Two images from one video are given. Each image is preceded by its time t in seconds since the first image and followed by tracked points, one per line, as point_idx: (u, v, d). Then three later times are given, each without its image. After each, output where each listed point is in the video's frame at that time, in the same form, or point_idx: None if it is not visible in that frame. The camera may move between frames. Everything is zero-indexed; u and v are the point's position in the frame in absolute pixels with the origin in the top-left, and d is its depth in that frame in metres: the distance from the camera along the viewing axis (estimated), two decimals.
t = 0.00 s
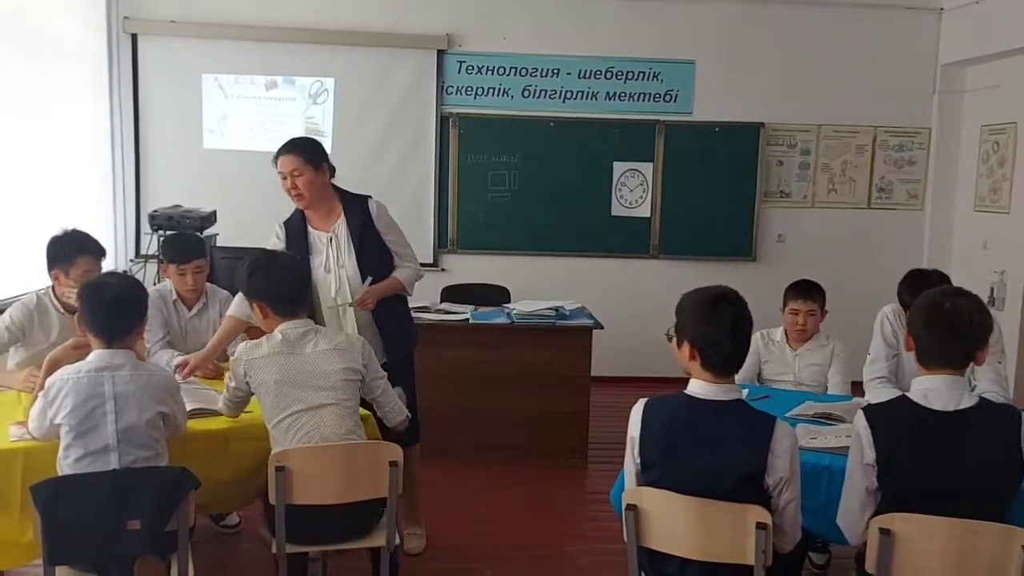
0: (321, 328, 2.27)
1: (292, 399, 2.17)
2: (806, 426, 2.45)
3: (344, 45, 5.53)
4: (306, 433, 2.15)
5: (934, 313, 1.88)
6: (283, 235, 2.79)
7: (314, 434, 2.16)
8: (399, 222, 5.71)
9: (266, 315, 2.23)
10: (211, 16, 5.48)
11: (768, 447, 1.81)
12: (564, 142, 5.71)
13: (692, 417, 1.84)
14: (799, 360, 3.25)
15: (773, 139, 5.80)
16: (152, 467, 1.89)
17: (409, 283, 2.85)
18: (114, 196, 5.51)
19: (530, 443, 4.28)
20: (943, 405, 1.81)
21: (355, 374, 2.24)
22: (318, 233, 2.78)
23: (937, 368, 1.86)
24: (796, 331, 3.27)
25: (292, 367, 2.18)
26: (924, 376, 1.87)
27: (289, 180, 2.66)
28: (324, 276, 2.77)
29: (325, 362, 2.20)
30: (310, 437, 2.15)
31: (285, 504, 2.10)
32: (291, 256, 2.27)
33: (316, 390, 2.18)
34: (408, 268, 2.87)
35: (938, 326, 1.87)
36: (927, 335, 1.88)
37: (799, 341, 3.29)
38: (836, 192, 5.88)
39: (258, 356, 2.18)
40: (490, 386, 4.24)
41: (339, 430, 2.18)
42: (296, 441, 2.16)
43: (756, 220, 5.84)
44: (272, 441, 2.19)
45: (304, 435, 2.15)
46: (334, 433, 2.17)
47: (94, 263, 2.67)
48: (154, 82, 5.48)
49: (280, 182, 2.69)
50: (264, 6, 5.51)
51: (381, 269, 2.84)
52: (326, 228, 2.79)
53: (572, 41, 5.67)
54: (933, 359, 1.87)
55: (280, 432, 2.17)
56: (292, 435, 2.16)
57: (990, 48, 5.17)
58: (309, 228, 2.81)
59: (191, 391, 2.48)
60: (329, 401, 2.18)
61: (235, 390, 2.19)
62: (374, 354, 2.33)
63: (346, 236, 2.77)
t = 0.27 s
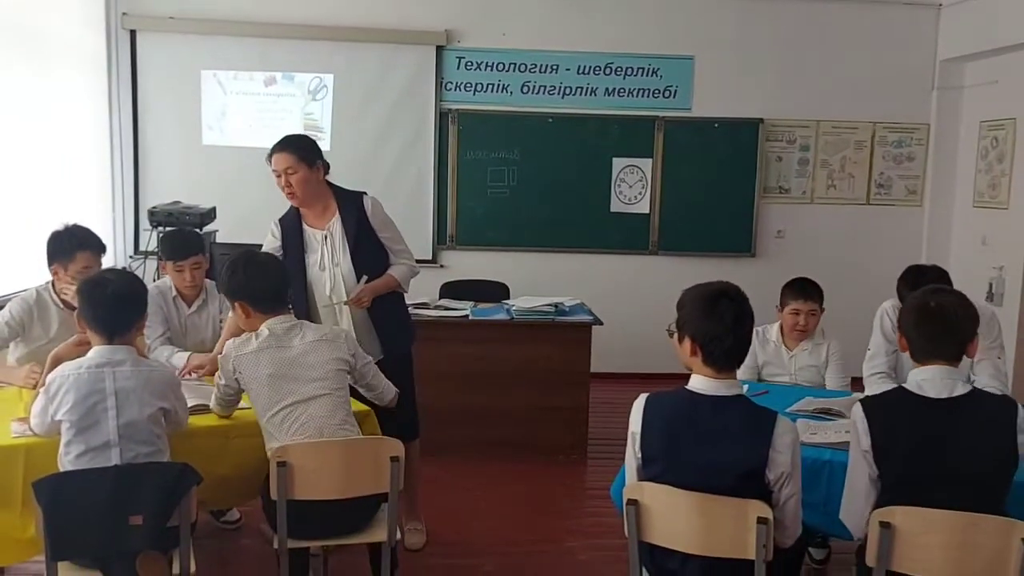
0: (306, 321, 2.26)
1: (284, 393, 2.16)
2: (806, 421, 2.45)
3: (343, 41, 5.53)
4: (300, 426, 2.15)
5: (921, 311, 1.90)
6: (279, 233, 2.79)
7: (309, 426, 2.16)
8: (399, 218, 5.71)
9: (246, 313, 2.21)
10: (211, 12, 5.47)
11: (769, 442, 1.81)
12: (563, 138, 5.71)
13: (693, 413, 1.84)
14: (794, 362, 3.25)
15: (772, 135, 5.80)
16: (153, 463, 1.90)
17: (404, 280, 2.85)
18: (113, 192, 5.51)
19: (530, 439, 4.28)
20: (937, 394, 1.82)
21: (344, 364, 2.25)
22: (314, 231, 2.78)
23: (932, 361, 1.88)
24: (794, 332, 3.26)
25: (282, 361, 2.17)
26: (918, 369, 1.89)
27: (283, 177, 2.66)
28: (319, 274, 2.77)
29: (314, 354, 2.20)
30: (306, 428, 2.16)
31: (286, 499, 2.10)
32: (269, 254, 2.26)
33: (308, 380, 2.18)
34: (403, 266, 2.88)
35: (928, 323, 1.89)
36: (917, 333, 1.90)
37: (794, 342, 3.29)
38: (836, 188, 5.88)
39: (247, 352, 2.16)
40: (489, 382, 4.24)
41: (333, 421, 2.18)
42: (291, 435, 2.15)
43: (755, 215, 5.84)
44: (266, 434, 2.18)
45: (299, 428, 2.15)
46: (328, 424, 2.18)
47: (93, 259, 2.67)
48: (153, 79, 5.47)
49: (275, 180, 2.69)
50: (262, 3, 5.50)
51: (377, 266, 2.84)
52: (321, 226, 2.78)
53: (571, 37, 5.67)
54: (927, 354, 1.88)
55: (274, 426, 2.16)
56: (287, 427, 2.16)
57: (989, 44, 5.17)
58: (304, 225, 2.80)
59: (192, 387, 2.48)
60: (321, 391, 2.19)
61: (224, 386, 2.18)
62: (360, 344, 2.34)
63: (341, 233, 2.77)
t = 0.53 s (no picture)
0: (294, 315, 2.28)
1: (279, 384, 2.17)
2: (805, 416, 2.46)
3: (342, 37, 5.52)
4: (296, 417, 2.17)
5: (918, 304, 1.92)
6: (277, 231, 2.77)
7: (304, 416, 2.17)
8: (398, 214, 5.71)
9: (229, 313, 2.22)
10: (210, 8, 5.47)
11: (768, 436, 1.82)
12: (563, 134, 5.71)
13: (692, 407, 1.85)
14: (792, 361, 3.25)
15: (771, 131, 5.81)
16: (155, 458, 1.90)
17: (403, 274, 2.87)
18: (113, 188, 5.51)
19: (530, 435, 4.29)
20: (933, 385, 1.84)
21: (335, 356, 2.27)
22: (313, 226, 2.77)
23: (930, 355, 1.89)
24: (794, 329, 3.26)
25: (275, 352, 2.18)
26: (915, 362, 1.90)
27: (290, 171, 2.67)
28: (318, 270, 2.75)
29: (307, 346, 2.22)
30: (302, 416, 2.17)
31: (286, 495, 2.10)
32: (251, 254, 2.27)
33: (302, 369, 2.20)
34: (401, 260, 2.89)
35: (924, 316, 1.91)
36: (914, 327, 1.93)
37: (791, 341, 3.29)
38: (835, 183, 5.89)
39: (240, 344, 2.16)
40: (489, 378, 4.25)
41: (327, 410, 2.20)
42: (286, 425, 2.16)
43: (755, 211, 5.84)
44: (261, 425, 2.18)
45: (294, 418, 2.16)
46: (323, 414, 2.19)
47: (93, 256, 2.67)
48: (152, 75, 5.46)
49: (278, 175, 2.70)
50: None
51: (375, 261, 2.84)
52: (319, 221, 2.78)
53: (571, 33, 5.67)
54: (923, 348, 1.90)
55: (270, 415, 2.17)
56: (284, 416, 2.17)
57: (988, 39, 5.17)
58: (302, 221, 2.79)
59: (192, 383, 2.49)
60: (317, 378, 2.20)
61: (218, 378, 2.17)
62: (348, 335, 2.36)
63: (340, 228, 2.77)
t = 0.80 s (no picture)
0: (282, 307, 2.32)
1: (273, 371, 2.19)
2: (805, 411, 2.46)
3: (341, 31, 5.52)
4: (290, 403, 2.19)
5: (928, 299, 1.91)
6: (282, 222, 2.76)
7: (298, 402, 2.20)
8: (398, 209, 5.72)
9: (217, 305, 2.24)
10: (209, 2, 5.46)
11: (767, 430, 1.82)
12: (562, 128, 5.71)
13: (692, 401, 1.85)
14: (790, 358, 3.25)
15: (771, 126, 5.81)
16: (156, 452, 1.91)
17: (407, 271, 2.86)
18: (113, 183, 5.50)
19: (530, 429, 4.30)
20: (930, 380, 1.84)
21: (324, 345, 2.31)
22: (320, 218, 2.77)
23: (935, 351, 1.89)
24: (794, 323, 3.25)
25: (269, 339, 2.21)
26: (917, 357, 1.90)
27: (315, 159, 2.69)
28: (322, 262, 2.75)
29: (298, 335, 2.25)
30: (295, 401, 2.20)
31: (289, 489, 2.10)
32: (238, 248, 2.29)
33: (295, 356, 2.23)
34: (405, 256, 2.88)
35: (933, 311, 1.90)
36: (921, 321, 1.91)
37: (790, 337, 3.29)
38: (835, 178, 5.89)
39: (235, 330, 2.18)
40: (489, 373, 4.26)
41: (319, 397, 2.23)
42: (280, 411, 2.18)
43: (755, 205, 5.85)
44: (253, 411, 2.18)
45: (288, 404, 2.19)
46: (315, 401, 2.22)
47: (91, 251, 2.67)
48: (151, 69, 5.46)
49: (299, 162, 2.70)
50: None
51: (379, 257, 2.84)
52: (326, 215, 2.78)
53: (570, 27, 5.66)
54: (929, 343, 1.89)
55: (264, 401, 2.17)
56: (278, 401, 2.18)
57: (988, 33, 5.17)
58: (309, 213, 2.79)
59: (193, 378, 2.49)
60: (309, 365, 2.24)
61: (211, 365, 2.17)
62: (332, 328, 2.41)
63: (346, 221, 2.77)
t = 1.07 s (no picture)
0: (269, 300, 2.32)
1: (262, 362, 2.19)
2: (802, 406, 2.47)
3: (339, 27, 5.51)
4: (279, 394, 2.19)
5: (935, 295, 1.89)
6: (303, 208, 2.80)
7: (286, 393, 2.21)
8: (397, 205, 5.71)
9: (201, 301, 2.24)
10: None
11: (764, 427, 1.82)
12: (561, 124, 5.70)
13: (689, 397, 1.86)
14: (789, 354, 3.25)
15: (769, 122, 5.80)
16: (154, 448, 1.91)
17: (419, 273, 2.86)
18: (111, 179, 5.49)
19: (528, 425, 4.30)
20: (933, 379, 1.84)
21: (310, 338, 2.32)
22: (337, 210, 2.78)
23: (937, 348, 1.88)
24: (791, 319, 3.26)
25: (258, 330, 2.20)
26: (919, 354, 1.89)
27: (333, 151, 2.69)
28: (334, 254, 2.77)
29: (286, 327, 2.26)
30: (284, 391, 2.21)
31: (287, 481, 2.10)
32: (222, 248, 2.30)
33: (283, 347, 2.23)
34: (420, 258, 2.88)
35: (939, 308, 1.89)
36: (927, 317, 1.90)
37: (789, 334, 3.29)
38: (833, 174, 5.89)
39: (224, 321, 2.17)
40: (487, 369, 4.26)
41: (306, 389, 2.24)
42: (269, 402, 2.18)
43: (754, 201, 5.85)
44: (242, 400, 2.17)
45: (277, 395, 2.19)
46: (303, 392, 2.23)
47: (90, 248, 2.67)
48: (149, 65, 5.45)
49: (318, 153, 2.71)
50: None
51: (393, 255, 2.84)
52: (345, 207, 2.79)
53: (569, 23, 5.66)
54: (932, 340, 1.89)
55: (254, 390, 2.17)
56: (268, 391, 2.18)
57: (987, 29, 5.17)
58: (329, 204, 2.81)
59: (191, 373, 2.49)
60: (298, 355, 2.25)
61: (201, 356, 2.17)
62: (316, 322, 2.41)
63: (363, 217, 2.78)
